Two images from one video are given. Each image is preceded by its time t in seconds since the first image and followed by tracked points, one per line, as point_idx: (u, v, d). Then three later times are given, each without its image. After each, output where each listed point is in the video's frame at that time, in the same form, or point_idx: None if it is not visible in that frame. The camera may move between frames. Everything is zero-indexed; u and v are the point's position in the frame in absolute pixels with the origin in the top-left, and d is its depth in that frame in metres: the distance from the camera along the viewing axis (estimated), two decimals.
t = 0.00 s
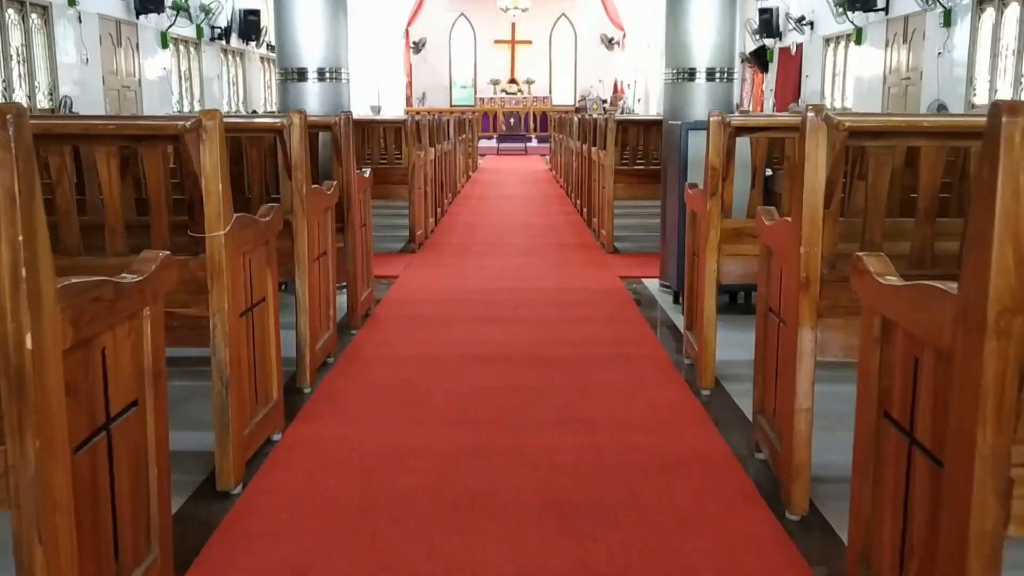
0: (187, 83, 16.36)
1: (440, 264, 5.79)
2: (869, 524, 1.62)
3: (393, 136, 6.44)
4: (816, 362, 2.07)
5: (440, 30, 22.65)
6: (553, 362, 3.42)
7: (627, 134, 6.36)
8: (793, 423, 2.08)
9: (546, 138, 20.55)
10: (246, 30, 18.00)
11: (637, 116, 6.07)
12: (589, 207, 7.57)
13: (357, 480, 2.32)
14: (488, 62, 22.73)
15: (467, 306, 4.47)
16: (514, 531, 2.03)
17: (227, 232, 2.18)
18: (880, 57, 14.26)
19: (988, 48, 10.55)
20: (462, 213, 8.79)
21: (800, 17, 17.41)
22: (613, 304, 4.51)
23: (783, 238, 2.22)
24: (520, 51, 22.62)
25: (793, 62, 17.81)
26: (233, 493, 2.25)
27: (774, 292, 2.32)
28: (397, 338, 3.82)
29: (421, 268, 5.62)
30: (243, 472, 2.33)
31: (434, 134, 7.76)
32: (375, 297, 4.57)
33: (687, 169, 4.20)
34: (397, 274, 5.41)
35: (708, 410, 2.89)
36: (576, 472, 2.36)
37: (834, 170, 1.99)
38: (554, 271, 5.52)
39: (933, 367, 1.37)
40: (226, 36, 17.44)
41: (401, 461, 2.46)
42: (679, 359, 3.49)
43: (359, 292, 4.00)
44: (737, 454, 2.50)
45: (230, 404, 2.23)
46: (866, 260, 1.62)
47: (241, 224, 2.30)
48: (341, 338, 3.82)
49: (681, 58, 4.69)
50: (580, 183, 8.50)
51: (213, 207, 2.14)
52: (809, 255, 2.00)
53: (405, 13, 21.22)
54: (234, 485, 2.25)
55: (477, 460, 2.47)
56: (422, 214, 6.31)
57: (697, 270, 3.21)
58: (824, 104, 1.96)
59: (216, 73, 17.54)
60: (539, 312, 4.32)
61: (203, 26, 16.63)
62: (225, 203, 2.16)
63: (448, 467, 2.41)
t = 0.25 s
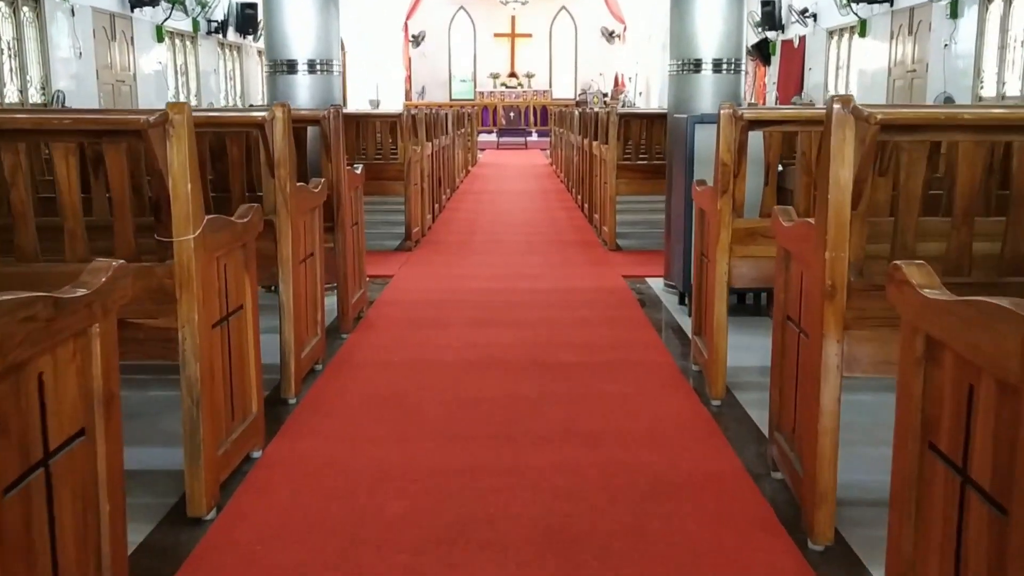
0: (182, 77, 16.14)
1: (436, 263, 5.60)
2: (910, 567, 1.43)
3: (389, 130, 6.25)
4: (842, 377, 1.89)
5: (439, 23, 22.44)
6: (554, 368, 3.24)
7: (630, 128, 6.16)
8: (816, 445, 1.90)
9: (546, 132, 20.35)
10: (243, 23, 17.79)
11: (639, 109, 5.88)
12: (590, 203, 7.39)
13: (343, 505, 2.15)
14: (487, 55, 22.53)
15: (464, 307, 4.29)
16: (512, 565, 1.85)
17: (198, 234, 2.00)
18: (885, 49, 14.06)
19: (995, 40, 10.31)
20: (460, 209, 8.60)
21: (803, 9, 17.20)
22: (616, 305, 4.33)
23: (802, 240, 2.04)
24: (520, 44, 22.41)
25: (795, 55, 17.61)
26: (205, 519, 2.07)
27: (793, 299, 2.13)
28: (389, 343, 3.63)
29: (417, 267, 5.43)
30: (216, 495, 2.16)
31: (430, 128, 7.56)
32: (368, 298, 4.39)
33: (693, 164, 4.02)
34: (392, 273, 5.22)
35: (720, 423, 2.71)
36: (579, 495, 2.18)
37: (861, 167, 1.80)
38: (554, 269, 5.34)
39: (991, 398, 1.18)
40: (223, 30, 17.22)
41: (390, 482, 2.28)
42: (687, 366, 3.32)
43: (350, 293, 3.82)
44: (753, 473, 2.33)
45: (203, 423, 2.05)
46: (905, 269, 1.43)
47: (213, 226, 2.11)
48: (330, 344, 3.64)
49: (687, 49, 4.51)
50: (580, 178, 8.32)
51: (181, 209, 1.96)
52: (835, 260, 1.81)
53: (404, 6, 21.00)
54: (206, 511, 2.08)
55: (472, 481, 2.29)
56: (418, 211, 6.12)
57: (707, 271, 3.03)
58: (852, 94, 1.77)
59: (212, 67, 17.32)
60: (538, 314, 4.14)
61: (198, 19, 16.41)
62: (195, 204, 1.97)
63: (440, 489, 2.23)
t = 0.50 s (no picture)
0: (177, 70, 15.88)
1: (432, 261, 5.37)
2: None
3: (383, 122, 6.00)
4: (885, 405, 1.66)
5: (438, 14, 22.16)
6: (554, 381, 3.01)
7: (634, 120, 5.91)
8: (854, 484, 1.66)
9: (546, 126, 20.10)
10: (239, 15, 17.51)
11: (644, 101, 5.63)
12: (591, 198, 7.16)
13: (320, 546, 1.93)
14: (487, 47, 22.25)
15: (459, 310, 4.05)
16: None
17: (152, 238, 1.76)
18: (892, 40, 13.79)
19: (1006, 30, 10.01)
20: (457, 204, 8.35)
21: None
22: (621, 308, 4.09)
23: (836, 246, 1.80)
24: (520, 36, 22.14)
25: (800, 46, 17.34)
26: (163, 562, 1.84)
27: (826, 312, 1.89)
28: (379, 351, 3.40)
29: (412, 266, 5.19)
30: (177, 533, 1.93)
31: (427, 121, 7.31)
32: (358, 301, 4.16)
33: (703, 159, 3.77)
34: (385, 273, 4.98)
35: (737, 444, 2.49)
36: (581, 537, 1.95)
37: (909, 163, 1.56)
38: (555, 268, 5.10)
39: None
40: (218, 22, 16.94)
41: (372, 517, 2.05)
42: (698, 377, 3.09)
43: (337, 298, 3.58)
44: (777, 507, 2.10)
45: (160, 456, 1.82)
46: (978, 285, 1.19)
47: (169, 230, 1.88)
48: (315, 352, 3.40)
49: (695, 35, 4.25)
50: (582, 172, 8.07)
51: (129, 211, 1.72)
52: (879, 270, 1.57)
53: None
54: (163, 552, 1.85)
55: (463, 519, 2.06)
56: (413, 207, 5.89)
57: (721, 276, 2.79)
58: (899, 78, 1.55)
59: (208, 59, 17.04)
60: (538, 318, 3.90)
61: (193, 11, 16.14)
62: (145, 205, 1.73)
63: (426, 529, 2.00)
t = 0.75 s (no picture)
0: (173, 64, 15.66)
1: (429, 261, 5.17)
2: None
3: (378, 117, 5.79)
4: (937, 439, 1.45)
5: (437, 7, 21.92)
6: (556, 393, 2.81)
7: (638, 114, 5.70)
8: (900, 527, 1.46)
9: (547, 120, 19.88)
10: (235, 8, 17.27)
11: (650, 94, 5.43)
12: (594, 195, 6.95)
13: None
14: (487, 40, 22.03)
15: (456, 315, 3.85)
16: None
17: (101, 248, 1.56)
18: (899, 32, 13.56)
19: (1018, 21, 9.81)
20: (456, 201, 8.15)
21: None
22: (626, 312, 3.89)
23: (875, 256, 1.60)
24: (520, 29, 21.91)
25: (804, 39, 17.11)
26: None
27: (862, 329, 1.69)
28: (370, 360, 3.20)
29: (408, 267, 4.99)
30: None
31: (424, 116, 7.10)
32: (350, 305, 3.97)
33: (713, 155, 3.57)
34: (379, 274, 4.78)
35: (755, 468, 2.29)
36: None
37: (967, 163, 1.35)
38: (557, 269, 4.90)
39: None
40: (214, 15, 16.71)
41: (356, 554, 1.86)
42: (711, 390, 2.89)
43: (325, 303, 3.38)
44: (803, 542, 1.90)
45: (116, 493, 1.60)
46: None
47: (124, 237, 1.67)
48: (303, 362, 3.20)
49: (704, 25, 4.04)
50: (584, 167, 7.86)
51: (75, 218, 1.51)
52: (931, 287, 1.37)
53: None
54: None
55: (455, 555, 1.87)
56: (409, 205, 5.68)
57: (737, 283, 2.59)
58: (956, 65, 1.34)
59: (204, 53, 16.82)
60: (539, 323, 3.70)
61: (189, 4, 15.91)
62: (93, 210, 1.53)
63: (416, 571, 1.80)
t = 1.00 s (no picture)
0: (170, 60, 15.45)
1: (427, 264, 4.97)
2: None
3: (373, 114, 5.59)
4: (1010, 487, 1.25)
5: (437, 3, 21.74)
6: (560, 412, 2.62)
7: (643, 111, 5.49)
8: None
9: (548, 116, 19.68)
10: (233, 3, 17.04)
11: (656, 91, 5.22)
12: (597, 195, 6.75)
13: None
14: (489, 36, 21.84)
15: (454, 324, 3.66)
16: None
17: (42, 264, 1.35)
18: (906, 28, 13.35)
19: None
20: (455, 200, 7.95)
21: None
22: (633, 321, 3.69)
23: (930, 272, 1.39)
24: (521, 25, 21.71)
25: (808, 35, 16.91)
26: None
27: (911, 353, 1.49)
28: (363, 374, 3.01)
29: (404, 271, 4.80)
30: None
31: (422, 112, 6.89)
32: (342, 313, 3.78)
33: (727, 155, 3.37)
34: (375, 279, 4.59)
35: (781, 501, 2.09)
36: None
37: None
38: (560, 273, 4.71)
39: None
40: (212, 10, 16.50)
41: None
42: (727, 408, 2.69)
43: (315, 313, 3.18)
44: None
45: (64, 542, 1.40)
46: None
47: (75, 249, 1.46)
48: (291, 376, 3.01)
49: (715, 18, 3.84)
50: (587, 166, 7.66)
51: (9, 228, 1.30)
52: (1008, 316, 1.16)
53: None
54: None
55: None
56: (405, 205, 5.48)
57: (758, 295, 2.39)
58: None
59: (201, 49, 16.62)
60: (542, 333, 3.51)
61: None
62: (34, 223, 1.32)
63: None
